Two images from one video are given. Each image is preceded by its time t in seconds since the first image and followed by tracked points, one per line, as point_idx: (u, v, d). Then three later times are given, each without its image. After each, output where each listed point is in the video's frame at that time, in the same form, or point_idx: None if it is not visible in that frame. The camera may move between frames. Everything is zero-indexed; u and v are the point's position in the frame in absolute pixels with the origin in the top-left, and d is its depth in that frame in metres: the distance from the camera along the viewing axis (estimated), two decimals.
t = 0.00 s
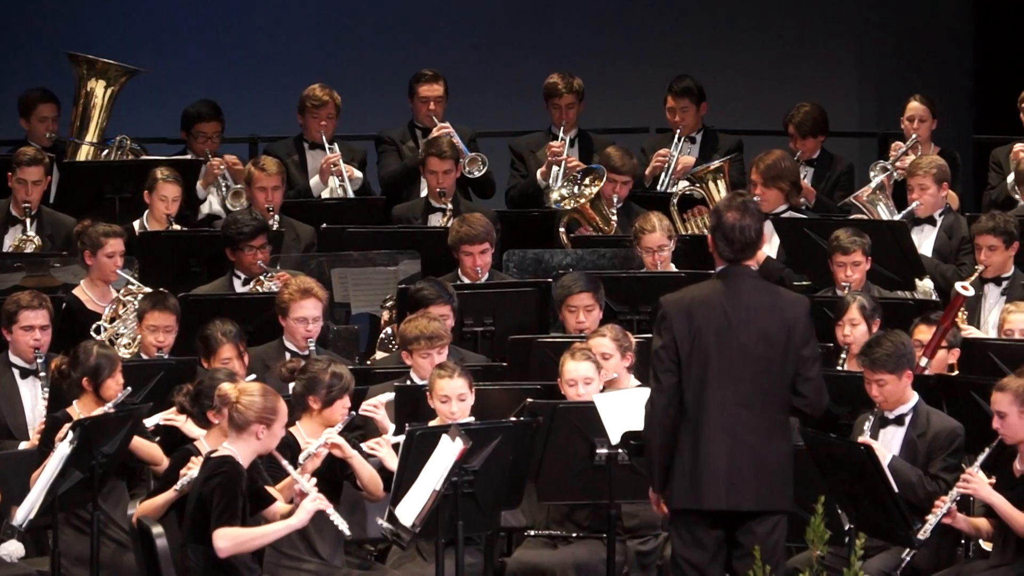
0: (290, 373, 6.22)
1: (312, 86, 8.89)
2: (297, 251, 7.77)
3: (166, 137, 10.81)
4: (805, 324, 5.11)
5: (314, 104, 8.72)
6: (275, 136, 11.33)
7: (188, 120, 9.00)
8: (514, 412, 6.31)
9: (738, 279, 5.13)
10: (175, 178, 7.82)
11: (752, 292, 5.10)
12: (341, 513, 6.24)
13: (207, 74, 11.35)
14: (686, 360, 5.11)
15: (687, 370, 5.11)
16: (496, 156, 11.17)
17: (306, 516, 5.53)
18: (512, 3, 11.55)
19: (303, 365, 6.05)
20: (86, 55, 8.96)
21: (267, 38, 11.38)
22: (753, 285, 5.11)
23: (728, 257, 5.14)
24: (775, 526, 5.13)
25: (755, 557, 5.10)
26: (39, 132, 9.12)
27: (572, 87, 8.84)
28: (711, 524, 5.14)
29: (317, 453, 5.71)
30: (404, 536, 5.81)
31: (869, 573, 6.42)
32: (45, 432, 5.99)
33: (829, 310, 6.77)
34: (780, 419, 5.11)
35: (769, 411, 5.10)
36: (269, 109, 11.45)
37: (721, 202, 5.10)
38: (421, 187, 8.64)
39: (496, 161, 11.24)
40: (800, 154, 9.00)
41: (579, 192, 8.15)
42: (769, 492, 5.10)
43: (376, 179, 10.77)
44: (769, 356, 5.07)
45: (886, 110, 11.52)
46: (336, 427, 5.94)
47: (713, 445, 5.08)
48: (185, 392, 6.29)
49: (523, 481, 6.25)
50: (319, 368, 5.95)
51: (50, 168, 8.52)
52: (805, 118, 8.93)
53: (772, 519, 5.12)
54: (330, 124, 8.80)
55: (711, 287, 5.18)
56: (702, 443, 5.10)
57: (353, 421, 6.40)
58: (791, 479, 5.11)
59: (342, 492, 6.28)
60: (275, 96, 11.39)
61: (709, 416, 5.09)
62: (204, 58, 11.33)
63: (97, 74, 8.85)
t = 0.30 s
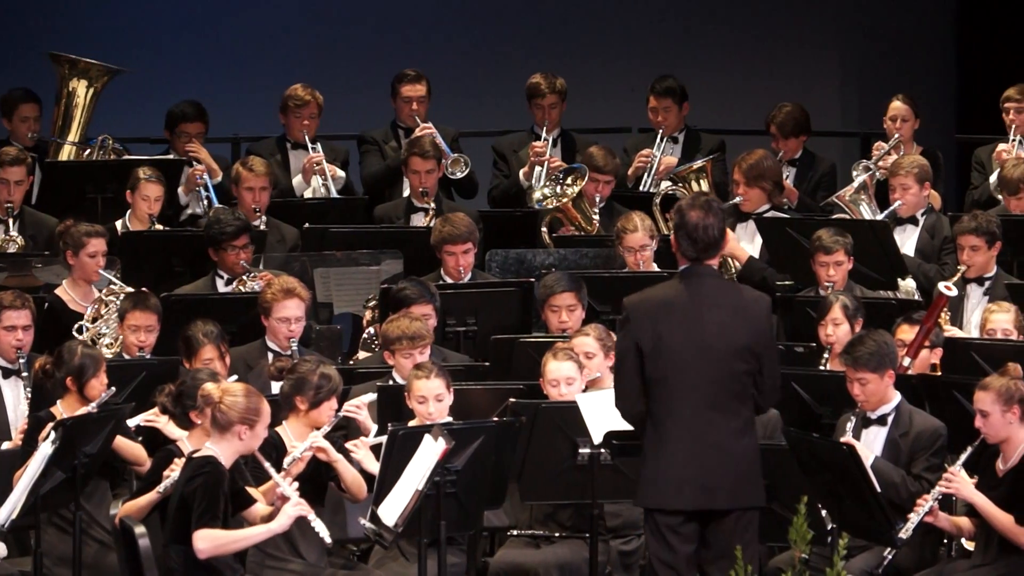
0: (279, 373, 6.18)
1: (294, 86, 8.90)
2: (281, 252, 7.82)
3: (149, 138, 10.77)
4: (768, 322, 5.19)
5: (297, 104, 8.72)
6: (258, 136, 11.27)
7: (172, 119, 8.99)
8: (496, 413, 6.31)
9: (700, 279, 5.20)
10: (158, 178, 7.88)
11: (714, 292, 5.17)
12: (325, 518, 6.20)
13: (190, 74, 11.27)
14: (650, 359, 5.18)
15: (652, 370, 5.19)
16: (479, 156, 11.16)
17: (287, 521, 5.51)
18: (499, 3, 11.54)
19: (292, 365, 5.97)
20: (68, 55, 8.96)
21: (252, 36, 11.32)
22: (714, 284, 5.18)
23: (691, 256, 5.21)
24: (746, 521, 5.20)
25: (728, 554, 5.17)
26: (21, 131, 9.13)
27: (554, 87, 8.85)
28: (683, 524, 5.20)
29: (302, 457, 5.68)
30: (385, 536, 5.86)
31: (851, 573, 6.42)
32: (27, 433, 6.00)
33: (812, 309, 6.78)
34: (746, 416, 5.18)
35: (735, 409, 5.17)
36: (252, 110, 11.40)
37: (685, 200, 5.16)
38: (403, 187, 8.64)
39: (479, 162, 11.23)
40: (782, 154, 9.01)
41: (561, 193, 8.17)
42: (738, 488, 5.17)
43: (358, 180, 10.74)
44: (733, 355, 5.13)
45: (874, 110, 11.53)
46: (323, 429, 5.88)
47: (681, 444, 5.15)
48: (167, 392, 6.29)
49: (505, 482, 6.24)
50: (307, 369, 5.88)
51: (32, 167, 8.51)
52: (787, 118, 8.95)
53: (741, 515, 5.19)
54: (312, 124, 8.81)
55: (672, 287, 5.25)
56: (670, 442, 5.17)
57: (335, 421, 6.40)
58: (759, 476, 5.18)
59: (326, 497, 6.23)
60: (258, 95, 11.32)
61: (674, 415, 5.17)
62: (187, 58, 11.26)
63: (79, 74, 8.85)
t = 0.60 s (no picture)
0: (263, 373, 6.15)
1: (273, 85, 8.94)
2: (268, 253, 7.82)
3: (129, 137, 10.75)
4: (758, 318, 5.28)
5: (277, 102, 8.76)
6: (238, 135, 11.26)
7: (151, 118, 9.01)
8: (478, 412, 6.30)
9: (691, 278, 5.24)
10: (140, 178, 7.89)
11: (707, 290, 5.22)
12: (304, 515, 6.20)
13: (172, 72, 11.26)
14: (646, 359, 5.21)
15: (648, 370, 5.21)
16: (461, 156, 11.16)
17: (274, 517, 5.51)
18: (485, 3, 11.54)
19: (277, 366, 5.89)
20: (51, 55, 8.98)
21: (236, 33, 11.31)
22: (707, 282, 5.24)
23: (679, 255, 5.25)
24: (744, 515, 5.28)
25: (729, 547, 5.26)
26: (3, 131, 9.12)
27: (536, 88, 8.86)
28: (683, 521, 5.24)
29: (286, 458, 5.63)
30: (368, 536, 5.85)
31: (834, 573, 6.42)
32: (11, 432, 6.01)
33: (794, 309, 6.78)
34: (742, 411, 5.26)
35: (732, 405, 5.24)
36: (234, 109, 11.39)
37: (674, 199, 5.24)
38: (386, 187, 8.65)
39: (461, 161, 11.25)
40: (765, 154, 9.01)
41: (544, 193, 8.23)
42: (737, 483, 5.24)
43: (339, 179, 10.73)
44: (730, 351, 5.20)
45: (862, 111, 11.54)
46: (308, 430, 5.81)
47: (682, 442, 5.18)
48: (150, 392, 6.29)
49: (488, 481, 6.23)
50: (292, 370, 5.80)
51: (14, 167, 8.50)
52: (769, 118, 8.95)
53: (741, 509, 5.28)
54: (293, 121, 8.84)
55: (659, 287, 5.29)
56: (669, 441, 5.20)
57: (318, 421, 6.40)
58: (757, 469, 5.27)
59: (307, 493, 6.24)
60: (241, 95, 11.31)
61: (672, 415, 5.19)
62: (170, 56, 11.24)
63: (61, 74, 8.85)
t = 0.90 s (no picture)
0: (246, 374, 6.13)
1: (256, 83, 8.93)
2: (252, 254, 7.84)
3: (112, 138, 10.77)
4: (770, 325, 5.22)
5: (259, 100, 8.76)
6: (221, 135, 11.29)
7: (132, 117, 9.03)
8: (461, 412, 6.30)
9: (700, 284, 5.19)
10: (123, 177, 8.02)
11: (716, 296, 5.18)
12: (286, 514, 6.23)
13: (158, 73, 11.29)
14: (654, 366, 5.17)
15: (656, 377, 5.17)
16: (444, 157, 11.18)
17: (256, 521, 5.49)
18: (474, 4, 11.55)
19: (260, 366, 5.82)
20: (33, 55, 8.98)
21: (223, 34, 11.33)
22: (716, 289, 5.20)
23: (689, 260, 5.19)
24: (749, 525, 5.23)
25: (736, 556, 5.23)
26: None
27: (519, 88, 8.87)
28: (680, 528, 5.23)
29: (270, 469, 5.58)
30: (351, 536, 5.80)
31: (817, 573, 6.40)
32: None
33: (778, 309, 6.77)
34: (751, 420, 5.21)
35: (742, 413, 5.20)
36: (219, 110, 11.41)
37: (682, 205, 5.19)
38: (369, 187, 8.66)
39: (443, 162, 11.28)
40: (749, 154, 9.01)
41: (529, 192, 8.24)
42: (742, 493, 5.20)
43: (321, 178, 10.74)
44: (738, 358, 5.16)
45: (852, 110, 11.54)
46: (291, 433, 5.76)
47: (686, 450, 5.15)
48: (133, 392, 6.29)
49: (471, 482, 6.21)
50: (275, 372, 5.72)
51: None
52: (753, 117, 8.96)
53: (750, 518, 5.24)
54: (274, 118, 8.82)
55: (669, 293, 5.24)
56: (673, 449, 5.16)
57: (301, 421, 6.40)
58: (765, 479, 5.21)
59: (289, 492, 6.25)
60: (224, 96, 11.33)
61: (681, 422, 5.16)
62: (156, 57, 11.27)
63: (43, 75, 8.84)
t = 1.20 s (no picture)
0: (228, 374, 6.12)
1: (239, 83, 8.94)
2: (234, 252, 7.79)
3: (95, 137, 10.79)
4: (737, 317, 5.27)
5: (242, 98, 8.77)
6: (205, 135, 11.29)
7: (114, 117, 9.05)
8: (445, 413, 6.30)
9: (666, 278, 5.25)
10: (106, 177, 7.97)
11: (681, 290, 5.23)
12: (273, 516, 6.16)
13: (143, 74, 11.32)
14: (620, 361, 5.23)
15: (622, 371, 5.24)
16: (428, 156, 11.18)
17: (240, 522, 5.47)
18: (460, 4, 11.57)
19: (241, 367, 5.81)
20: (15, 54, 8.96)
21: (208, 35, 11.36)
22: (679, 282, 5.25)
23: (654, 253, 5.26)
24: (722, 517, 5.28)
25: (708, 549, 5.26)
26: None
27: (503, 87, 8.88)
28: (654, 523, 5.27)
29: (253, 469, 5.61)
30: (336, 537, 5.84)
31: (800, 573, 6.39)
32: None
33: (763, 309, 6.77)
34: (720, 412, 5.25)
35: (708, 406, 5.24)
36: (202, 110, 11.42)
37: (652, 199, 5.27)
38: (353, 187, 8.67)
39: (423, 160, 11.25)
40: (733, 154, 9.02)
41: (512, 192, 8.25)
42: (714, 486, 5.25)
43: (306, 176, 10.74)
44: (701, 351, 5.21)
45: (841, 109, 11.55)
46: (272, 434, 5.76)
47: (655, 444, 5.21)
48: (118, 392, 6.29)
49: (455, 482, 6.20)
50: (256, 373, 5.72)
51: None
52: (738, 117, 8.97)
53: (722, 511, 5.27)
54: (257, 117, 8.84)
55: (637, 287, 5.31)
56: (643, 443, 5.22)
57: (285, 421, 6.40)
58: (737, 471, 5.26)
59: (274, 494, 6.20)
60: (206, 95, 11.34)
61: (646, 415, 5.22)
62: (141, 59, 11.30)
63: (28, 75, 8.83)
